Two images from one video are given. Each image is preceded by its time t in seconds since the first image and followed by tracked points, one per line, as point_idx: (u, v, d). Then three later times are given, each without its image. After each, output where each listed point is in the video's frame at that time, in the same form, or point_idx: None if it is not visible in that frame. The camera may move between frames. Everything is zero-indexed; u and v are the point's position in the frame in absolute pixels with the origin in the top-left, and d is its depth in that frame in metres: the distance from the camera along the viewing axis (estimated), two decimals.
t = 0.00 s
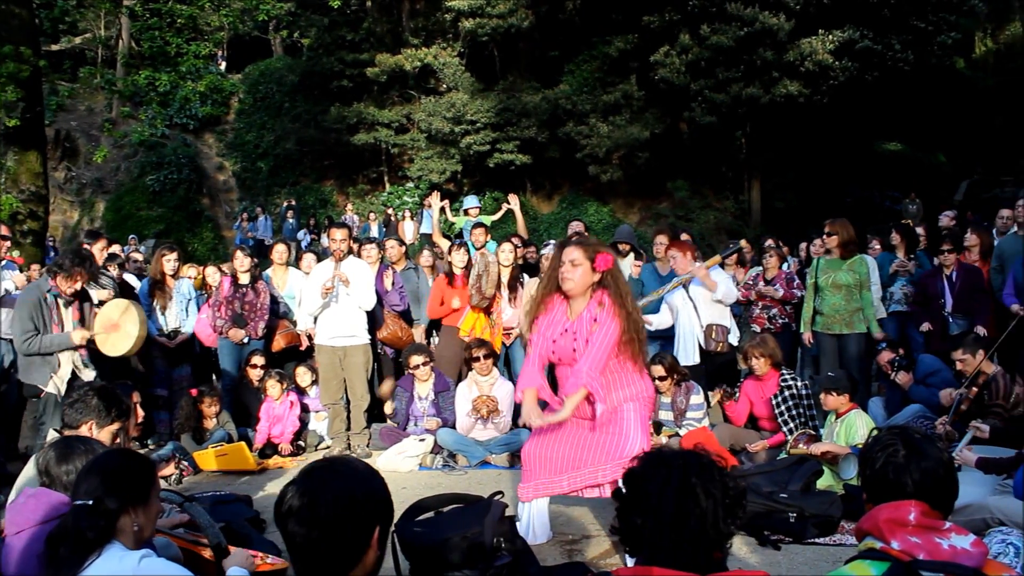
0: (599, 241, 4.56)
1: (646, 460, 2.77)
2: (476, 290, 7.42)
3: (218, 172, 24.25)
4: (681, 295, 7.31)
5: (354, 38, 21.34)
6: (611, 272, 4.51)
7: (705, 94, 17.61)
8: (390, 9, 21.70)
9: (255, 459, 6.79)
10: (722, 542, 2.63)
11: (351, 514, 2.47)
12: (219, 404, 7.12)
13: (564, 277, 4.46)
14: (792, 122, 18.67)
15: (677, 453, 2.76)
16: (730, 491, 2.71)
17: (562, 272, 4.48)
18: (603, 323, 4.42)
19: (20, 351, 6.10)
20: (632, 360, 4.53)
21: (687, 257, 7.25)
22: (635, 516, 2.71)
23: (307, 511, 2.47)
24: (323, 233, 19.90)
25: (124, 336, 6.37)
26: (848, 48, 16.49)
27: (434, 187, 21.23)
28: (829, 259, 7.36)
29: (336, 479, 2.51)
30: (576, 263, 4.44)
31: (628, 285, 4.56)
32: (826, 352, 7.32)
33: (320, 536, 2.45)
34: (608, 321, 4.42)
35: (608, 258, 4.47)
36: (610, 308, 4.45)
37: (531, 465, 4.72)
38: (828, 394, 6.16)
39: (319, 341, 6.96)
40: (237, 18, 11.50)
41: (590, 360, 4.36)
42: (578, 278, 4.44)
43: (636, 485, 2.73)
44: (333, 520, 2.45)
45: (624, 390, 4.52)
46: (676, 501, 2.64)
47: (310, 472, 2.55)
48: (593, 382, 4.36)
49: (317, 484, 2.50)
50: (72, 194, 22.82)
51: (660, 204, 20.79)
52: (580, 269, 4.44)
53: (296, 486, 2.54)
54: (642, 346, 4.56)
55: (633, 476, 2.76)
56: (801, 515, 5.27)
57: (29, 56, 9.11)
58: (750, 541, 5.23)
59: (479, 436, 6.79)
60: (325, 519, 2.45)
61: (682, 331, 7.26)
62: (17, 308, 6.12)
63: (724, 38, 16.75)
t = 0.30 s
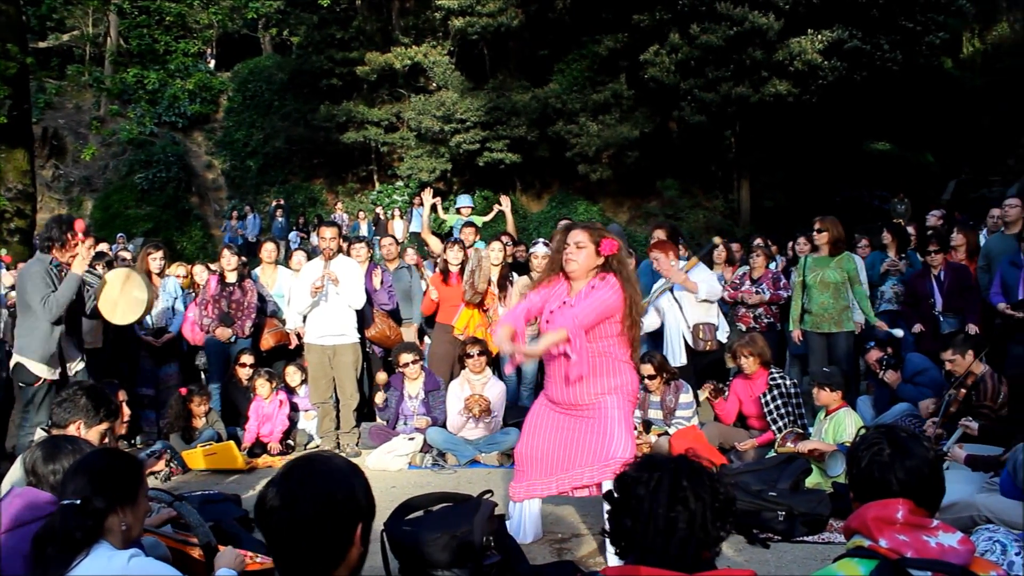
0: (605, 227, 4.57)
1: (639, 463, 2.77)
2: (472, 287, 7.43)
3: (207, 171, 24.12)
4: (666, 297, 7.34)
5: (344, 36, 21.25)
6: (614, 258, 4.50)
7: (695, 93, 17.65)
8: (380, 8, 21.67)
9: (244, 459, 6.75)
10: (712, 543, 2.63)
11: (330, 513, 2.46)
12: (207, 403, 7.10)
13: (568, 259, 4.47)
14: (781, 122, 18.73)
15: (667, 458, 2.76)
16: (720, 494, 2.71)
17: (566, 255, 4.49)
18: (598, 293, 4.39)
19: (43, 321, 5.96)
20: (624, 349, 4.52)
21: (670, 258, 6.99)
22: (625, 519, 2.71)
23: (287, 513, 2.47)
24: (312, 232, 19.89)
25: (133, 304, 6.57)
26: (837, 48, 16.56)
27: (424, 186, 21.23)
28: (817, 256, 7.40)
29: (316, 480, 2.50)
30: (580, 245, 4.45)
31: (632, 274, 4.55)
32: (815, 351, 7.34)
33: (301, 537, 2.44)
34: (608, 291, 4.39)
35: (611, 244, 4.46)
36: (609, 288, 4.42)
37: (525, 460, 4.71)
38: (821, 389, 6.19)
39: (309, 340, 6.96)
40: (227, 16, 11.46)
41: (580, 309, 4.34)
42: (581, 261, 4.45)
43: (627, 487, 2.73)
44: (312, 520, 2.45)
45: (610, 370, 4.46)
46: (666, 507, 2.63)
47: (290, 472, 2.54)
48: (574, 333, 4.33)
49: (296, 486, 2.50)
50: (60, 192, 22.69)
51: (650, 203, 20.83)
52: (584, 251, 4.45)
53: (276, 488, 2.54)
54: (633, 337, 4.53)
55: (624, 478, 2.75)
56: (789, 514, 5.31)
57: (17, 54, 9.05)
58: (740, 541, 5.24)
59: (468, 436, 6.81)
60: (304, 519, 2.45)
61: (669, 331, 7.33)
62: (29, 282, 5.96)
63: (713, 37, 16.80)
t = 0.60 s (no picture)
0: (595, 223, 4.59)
1: (624, 457, 2.77)
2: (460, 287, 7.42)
3: (195, 170, 24.02)
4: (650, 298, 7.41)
5: (332, 35, 21.17)
6: (606, 250, 4.52)
7: (683, 92, 17.69)
8: (368, 6, 21.64)
9: (232, 458, 6.73)
10: (699, 539, 2.63)
11: (318, 513, 2.46)
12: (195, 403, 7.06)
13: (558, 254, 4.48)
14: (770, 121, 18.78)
15: (654, 449, 2.76)
16: (707, 488, 2.71)
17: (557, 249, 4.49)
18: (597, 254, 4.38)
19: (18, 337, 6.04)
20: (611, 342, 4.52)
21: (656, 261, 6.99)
22: (611, 514, 2.71)
23: (275, 512, 2.46)
24: (300, 232, 19.88)
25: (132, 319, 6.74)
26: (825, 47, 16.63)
27: (412, 185, 21.22)
28: (805, 256, 7.40)
29: (303, 480, 2.50)
30: (571, 240, 4.46)
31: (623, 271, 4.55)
32: (802, 350, 7.38)
33: (288, 535, 2.44)
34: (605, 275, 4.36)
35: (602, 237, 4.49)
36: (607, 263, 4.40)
37: (517, 463, 4.70)
38: (807, 389, 6.21)
39: (297, 339, 6.94)
40: (214, 14, 11.43)
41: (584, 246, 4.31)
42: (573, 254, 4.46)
43: (614, 483, 2.73)
44: (300, 521, 2.45)
45: (595, 361, 4.46)
46: (652, 501, 2.63)
47: (278, 471, 2.54)
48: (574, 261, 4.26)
49: (284, 485, 2.49)
50: (47, 191, 22.57)
51: (638, 202, 20.88)
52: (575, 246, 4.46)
53: (263, 488, 2.53)
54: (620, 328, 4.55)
55: (611, 474, 2.75)
56: (777, 511, 5.33)
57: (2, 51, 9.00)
58: (727, 538, 5.26)
59: (457, 434, 6.83)
60: (292, 518, 2.44)
61: (652, 332, 7.40)
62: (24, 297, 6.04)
63: (702, 37, 16.82)
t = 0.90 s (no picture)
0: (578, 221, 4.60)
1: (609, 459, 2.78)
2: (446, 287, 7.42)
3: (180, 169, 23.88)
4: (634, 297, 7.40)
5: (318, 34, 21.12)
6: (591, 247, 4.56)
7: (669, 92, 17.72)
8: (354, 5, 21.59)
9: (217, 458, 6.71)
10: (684, 539, 2.65)
11: (307, 515, 2.46)
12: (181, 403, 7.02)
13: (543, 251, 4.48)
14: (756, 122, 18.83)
15: (639, 452, 2.77)
16: (691, 489, 2.72)
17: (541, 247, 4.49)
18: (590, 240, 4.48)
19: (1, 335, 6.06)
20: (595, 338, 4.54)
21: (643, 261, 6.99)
22: (597, 515, 2.71)
23: (264, 512, 2.45)
24: (286, 231, 19.82)
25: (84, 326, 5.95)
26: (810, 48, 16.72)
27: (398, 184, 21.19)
28: (790, 257, 7.44)
29: (289, 481, 2.49)
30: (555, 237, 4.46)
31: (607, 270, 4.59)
32: (787, 350, 7.43)
33: (276, 537, 2.44)
34: (596, 268, 4.47)
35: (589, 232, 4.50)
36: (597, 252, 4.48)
37: (506, 464, 4.70)
38: (791, 389, 6.25)
39: (283, 339, 6.93)
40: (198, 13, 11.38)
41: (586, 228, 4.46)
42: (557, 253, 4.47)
43: (599, 484, 2.74)
44: (292, 522, 2.44)
45: (581, 358, 4.46)
46: (638, 502, 2.64)
47: (265, 472, 2.54)
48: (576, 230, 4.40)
49: (272, 486, 2.48)
50: (31, 189, 22.40)
51: (624, 202, 20.93)
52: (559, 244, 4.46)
53: (252, 489, 2.52)
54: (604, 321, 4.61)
55: (596, 475, 2.76)
56: (762, 510, 5.36)
57: None
58: (711, 537, 5.28)
59: (442, 434, 6.83)
60: (280, 519, 2.44)
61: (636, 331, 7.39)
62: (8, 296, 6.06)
63: (688, 37, 16.86)
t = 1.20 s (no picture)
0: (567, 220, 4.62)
1: (596, 459, 2.78)
2: (433, 283, 7.40)
3: (167, 168, 23.59)
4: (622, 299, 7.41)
5: (307, 33, 21.11)
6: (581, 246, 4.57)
7: (657, 93, 17.71)
8: (343, 5, 21.54)
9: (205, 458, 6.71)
10: (671, 538, 2.65)
11: (287, 516, 2.46)
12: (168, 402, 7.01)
13: (533, 250, 4.51)
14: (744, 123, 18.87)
15: (625, 452, 2.78)
16: (677, 488, 2.73)
17: (531, 245, 4.52)
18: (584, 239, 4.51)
19: None
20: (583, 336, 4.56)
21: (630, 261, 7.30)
22: (584, 514, 2.72)
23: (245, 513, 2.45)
24: (273, 232, 19.74)
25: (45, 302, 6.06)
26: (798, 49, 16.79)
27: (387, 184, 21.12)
28: (777, 257, 7.48)
29: (267, 482, 2.48)
30: (545, 236, 4.48)
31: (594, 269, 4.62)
32: (775, 349, 7.45)
33: (257, 539, 2.43)
34: (586, 267, 4.48)
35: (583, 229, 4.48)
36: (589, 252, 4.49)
37: (495, 463, 4.70)
38: (781, 389, 6.27)
39: (271, 339, 6.91)
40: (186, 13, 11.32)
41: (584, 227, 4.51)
42: (547, 251, 4.49)
43: (586, 484, 2.74)
44: (270, 522, 2.44)
45: (570, 358, 4.46)
46: (624, 501, 2.64)
47: (244, 473, 2.53)
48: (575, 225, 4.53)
49: (250, 487, 2.48)
50: (16, 188, 22.21)
51: (612, 202, 20.92)
52: (549, 241, 4.48)
53: (231, 490, 2.51)
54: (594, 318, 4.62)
55: (582, 475, 2.76)
56: (750, 510, 5.37)
57: None
58: (699, 537, 5.30)
59: (430, 435, 6.82)
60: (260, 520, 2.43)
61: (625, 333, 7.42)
62: None
63: (676, 38, 16.88)
